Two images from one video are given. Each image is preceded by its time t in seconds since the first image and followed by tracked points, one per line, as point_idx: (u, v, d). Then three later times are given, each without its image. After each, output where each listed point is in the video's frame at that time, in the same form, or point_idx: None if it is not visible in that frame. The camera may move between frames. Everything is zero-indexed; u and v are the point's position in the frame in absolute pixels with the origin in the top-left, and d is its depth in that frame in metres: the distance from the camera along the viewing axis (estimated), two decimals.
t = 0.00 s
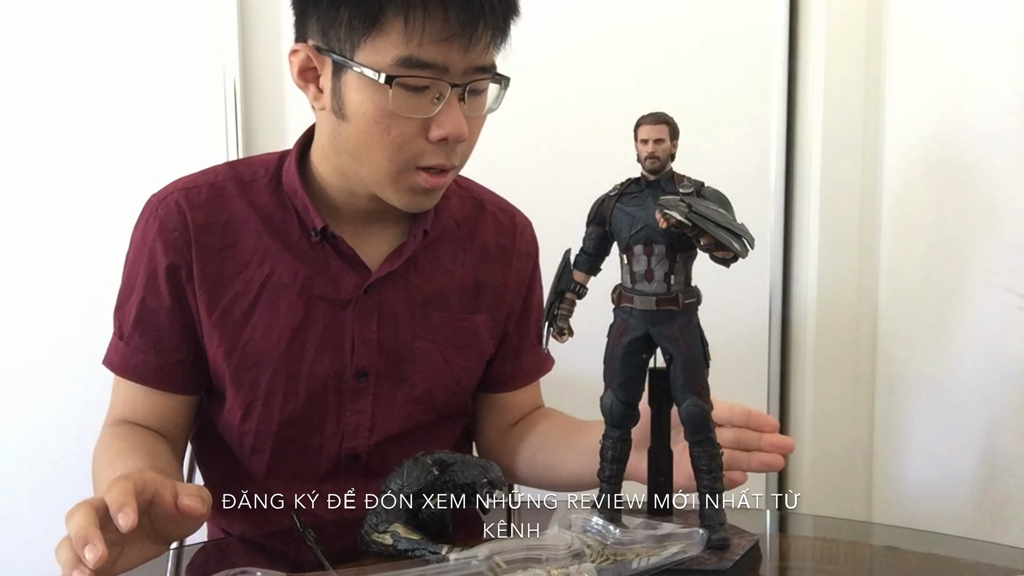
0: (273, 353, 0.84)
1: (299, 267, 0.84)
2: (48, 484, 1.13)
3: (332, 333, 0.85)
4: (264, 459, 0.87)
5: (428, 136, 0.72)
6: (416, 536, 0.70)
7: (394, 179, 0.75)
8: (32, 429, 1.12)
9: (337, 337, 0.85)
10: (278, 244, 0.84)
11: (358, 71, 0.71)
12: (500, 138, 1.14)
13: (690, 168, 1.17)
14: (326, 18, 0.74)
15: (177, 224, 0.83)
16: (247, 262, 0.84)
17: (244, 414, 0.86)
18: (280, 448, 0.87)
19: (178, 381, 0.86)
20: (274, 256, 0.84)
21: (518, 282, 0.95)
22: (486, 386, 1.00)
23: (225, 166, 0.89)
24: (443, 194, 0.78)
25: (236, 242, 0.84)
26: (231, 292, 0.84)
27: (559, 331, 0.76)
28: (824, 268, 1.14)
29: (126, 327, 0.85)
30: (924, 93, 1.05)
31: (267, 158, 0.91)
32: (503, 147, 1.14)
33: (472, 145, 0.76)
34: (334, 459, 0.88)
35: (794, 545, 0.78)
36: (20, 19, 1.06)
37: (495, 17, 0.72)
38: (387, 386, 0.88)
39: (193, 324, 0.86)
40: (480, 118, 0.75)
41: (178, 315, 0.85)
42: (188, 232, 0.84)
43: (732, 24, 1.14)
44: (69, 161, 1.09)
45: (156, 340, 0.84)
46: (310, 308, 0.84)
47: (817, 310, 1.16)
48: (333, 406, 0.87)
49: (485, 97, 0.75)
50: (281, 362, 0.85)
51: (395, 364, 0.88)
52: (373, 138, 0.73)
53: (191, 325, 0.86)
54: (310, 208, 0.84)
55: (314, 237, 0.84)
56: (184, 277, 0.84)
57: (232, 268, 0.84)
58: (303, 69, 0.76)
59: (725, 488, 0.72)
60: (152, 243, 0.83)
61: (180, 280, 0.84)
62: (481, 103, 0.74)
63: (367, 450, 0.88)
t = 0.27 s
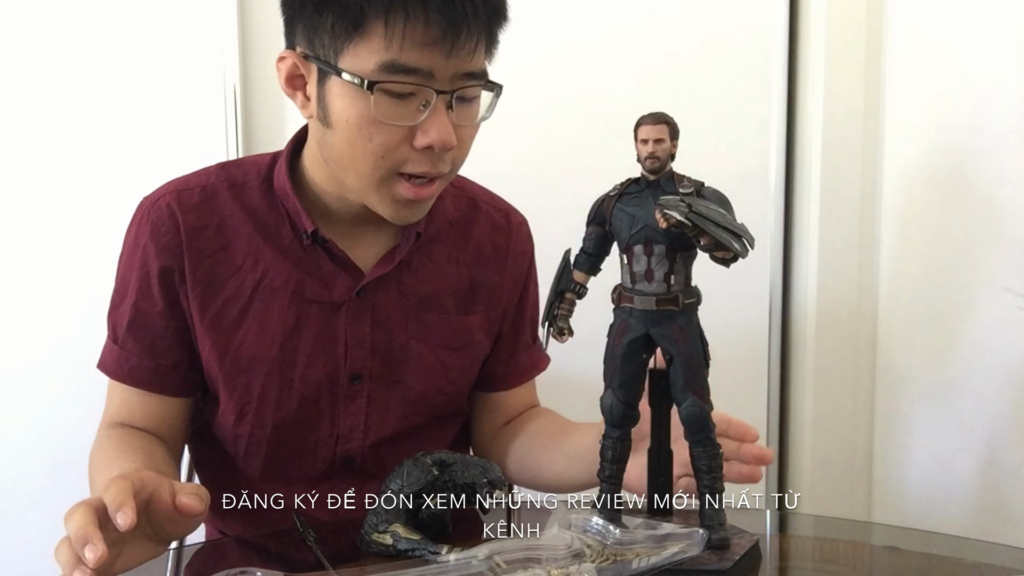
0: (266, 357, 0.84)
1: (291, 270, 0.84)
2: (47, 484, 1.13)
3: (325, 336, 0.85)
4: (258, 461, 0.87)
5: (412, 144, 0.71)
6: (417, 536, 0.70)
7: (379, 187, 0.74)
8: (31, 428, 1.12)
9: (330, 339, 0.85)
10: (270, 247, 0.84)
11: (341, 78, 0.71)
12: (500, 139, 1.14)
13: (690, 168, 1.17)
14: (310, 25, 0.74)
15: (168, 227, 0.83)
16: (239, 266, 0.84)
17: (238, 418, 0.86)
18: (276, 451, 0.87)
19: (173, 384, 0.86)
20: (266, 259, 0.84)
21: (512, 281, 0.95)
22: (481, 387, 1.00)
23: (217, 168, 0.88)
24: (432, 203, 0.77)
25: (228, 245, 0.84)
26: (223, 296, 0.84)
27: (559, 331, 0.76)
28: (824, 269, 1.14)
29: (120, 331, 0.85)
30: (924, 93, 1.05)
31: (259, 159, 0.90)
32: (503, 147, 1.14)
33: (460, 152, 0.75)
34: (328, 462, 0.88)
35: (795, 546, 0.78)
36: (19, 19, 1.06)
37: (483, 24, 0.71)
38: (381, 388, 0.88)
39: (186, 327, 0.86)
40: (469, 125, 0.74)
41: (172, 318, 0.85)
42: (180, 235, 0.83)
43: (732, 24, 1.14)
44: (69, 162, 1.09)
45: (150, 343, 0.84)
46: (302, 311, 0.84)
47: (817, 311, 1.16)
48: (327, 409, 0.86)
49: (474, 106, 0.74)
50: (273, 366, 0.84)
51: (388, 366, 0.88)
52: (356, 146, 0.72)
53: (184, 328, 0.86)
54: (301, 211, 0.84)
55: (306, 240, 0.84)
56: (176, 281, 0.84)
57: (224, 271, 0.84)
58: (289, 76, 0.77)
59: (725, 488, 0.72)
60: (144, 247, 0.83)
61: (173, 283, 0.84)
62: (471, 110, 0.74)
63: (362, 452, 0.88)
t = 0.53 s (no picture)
0: (267, 359, 0.84)
1: (295, 273, 0.84)
2: (48, 483, 1.13)
3: (327, 340, 0.85)
4: (258, 464, 0.87)
5: (412, 125, 0.71)
6: (417, 536, 0.70)
7: (381, 173, 0.74)
8: (32, 428, 1.12)
9: (332, 343, 0.85)
10: (273, 249, 0.84)
11: (337, 63, 0.72)
12: (500, 139, 1.14)
13: (690, 168, 1.17)
14: (305, 15, 0.75)
15: (172, 227, 0.83)
16: (243, 268, 0.84)
17: (238, 420, 0.85)
18: (275, 453, 0.87)
19: (170, 384, 0.86)
20: (270, 261, 0.84)
21: (517, 288, 0.95)
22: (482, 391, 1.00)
23: (222, 168, 0.88)
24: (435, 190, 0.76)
25: (231, 247, 0.84)
26: (226, 298, 0.84)
27: (559, 331, 0.76)
28: (824, 269, 1.14)
29: (120, 330, 0.84)
30: (925, 93, 1.05)
31: (264, 160, 0.90)
32: (503, 147, 1.14)
33: (462, 138, 0.75)
34: (328, 464, 0.88)
35: (795, 546, 0.78)
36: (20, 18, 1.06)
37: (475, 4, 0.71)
38: (381, 393, 0.88)
39: (187, 329, 0.86)
40: (469, 108, 0.73)
41: (173, 318, 0.84)
42: (184, 235, 0.83)
43: (732, 24, 1.14)
44: (69, 161, 1.09)
45: (150, 343, 0.84)
46: (305, 315, 0.84)
47: (816, 313, 1.16)
48: (327, 413, 0.86)
49: (474, 89, 0.74)
50: (275, 368, 0.84)
51: (389, 372, 0.87)
52: (356, 132, 0.72)
53: (185, 328, 0.85)
54: (308, 212, 0.84)
55: (312, 242, 0.84)
56: (179, 281, 0.84)
57: (227, 273, 0.84)
58: (287, 69, 0.77)
59: (725, 488, 0.72)
60: (147, 246, 0.83)
61: (175, 284, 0.84)
62: (470, 93, 0.73)
63: (360, 457, 0.88)
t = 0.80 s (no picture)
0: (282, 359, 0.85)
1: (314, 274, 0.85)
2: (46, 482, 1.13)
3: (342, 344, 0.85)
4: (266, 463, 0.88)
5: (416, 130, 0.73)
6: (417, 536, 0.70)
7: (389, 177, 0.76)
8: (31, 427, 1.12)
9: (347, 346, 0.86)
10: (293, 250, 0.85)
11: (342, 67, 0.74)
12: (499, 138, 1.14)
13: (690, 168, 1.17)
14: (317, 20, 0.77)
15: (194, 222, 0.83)
16: (262, 266, 0.85)
17: (250, 419, 0.86)
18: (283, 453, 0.88)
19: (185, 378, 0.86)
20: (289, 261, 0.84)
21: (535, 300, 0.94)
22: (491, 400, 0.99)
23: (246, 165, 0.89)
24: (448, 195, 0.78)
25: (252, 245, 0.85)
26: (244, 295, 0.84)
27: (559, 332, 0.76)
28: (824, 269, 1.14)
29: (136, 322, 0.84)
30: (925, 93, 1.05)
31: (289, 158, 0.91)
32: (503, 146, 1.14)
33: (474, 143, 0.76)
34: (335, 467, 0.88)
35: (795, 545, 0.78)
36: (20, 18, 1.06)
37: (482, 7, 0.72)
38: (393, 398, 0.88)
39: (203, 324, 0.86)
40: (481, 113, 0.74)
41: (189, 313, 0.85)
42: (205, 231, 0.84)
43: (732, 24, 1.14)
44: (70, 161, 1.09)
45: (166, 336, 0.84)
46: (322, 316, 0.85)
47: (815, 313, 1.16)
48: (338, 416, 0.87)
49: (487, 93, 0.75)
50: (290, 368, 0.85)
51: (402, 378, 0.88)
52: (368, 135, 0.75)
53: (201, 324, 0.86)
54: (332, 215, 0.85)
55: (333, 244, 0.85)
56: (198, 276, 0.84)
57: (247, 271, 0.84)
58: (308, 75, 0.80)
59: (725, 488, 0.72)
60: (168, 240, 0.83)
61: (193, 279, 0.84)
62: (481, 97, 0.75)
63: (369, 460, 0.89)
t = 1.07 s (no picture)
0: (302, 360, 0.84)
1: (337, 277, 0.84)
2: (47, 482, 1.13)
3: (362, 347, 0.85)
4: (279, 462, 0.88)
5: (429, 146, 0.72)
6: (416, 536, 0.70)
7: (402, 190, 0.76)
8: (31, 426, 1.12)
9: (366, 350, 0.85)
10: (318, 252, 0.84)
11: (361, 78, 0.74)
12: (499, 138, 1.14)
13: (689, 168, 1.17)
14: (343, 28, 0.77)
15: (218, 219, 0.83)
16: (285, 267, 0.84)
17: (266, 417, 0.86)
18: (296, 453, 0.87)
19: (202, 374, 0.86)
20: (314, 263, 0.84)
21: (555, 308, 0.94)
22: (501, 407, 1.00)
23: (272, 164, 0.88)
24: (462, 212, 0.77)
25: (277, 245, 0.84)
26: (266, 295, 0.84)
27: (559, 332, 0.76)
28: (824, 271, 1.15)
29: (156, 316, 0.84)
30: (925, 94, 1.05)
31: (315, 159, 0.90)
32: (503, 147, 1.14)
33: (493, 159, 0.75)
34: (347, 469, 0.89)
35: (795, 545, 0.78)
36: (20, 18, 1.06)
37: (504, 22, 0.70)
38: (409, 403, 0.88)
39: (222, 322, 0.85)
40: (500, 131, 0.73)
41: (209, 310, 0.84)
42: (229, 229, 0.83)
43: (731, 25, 1.14)
44: (72, 162, 1.09)
45: (185, 332, 0.84)
46: (343, 319, 0.84)
47: (815, 314, 1.16)
48: (354, 418, 0.87)
49: (508, 110, 0.74)
50: (309, 370, 0.85)
51: (420, 383, 0.88)
52: (380, 149, 0.75)
53: (221, 321, 0.85)
54: (357, 220, 0.84)
55: (357, 248, 0.84)
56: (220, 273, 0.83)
57: (270, 271, 0.84)
58: (337, 82, 0.79)
59: (725, 488, 0.72)
60: (190, 235, 0.83)
61: (215, 277, 0.83)
62: (501, 115, 0.73)
63: (383, 464, 0.88)
